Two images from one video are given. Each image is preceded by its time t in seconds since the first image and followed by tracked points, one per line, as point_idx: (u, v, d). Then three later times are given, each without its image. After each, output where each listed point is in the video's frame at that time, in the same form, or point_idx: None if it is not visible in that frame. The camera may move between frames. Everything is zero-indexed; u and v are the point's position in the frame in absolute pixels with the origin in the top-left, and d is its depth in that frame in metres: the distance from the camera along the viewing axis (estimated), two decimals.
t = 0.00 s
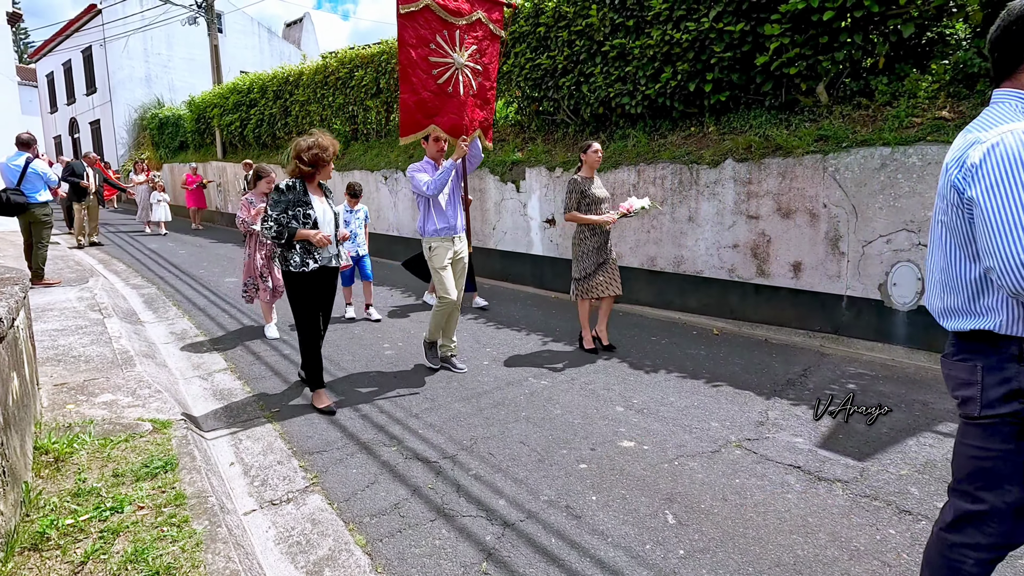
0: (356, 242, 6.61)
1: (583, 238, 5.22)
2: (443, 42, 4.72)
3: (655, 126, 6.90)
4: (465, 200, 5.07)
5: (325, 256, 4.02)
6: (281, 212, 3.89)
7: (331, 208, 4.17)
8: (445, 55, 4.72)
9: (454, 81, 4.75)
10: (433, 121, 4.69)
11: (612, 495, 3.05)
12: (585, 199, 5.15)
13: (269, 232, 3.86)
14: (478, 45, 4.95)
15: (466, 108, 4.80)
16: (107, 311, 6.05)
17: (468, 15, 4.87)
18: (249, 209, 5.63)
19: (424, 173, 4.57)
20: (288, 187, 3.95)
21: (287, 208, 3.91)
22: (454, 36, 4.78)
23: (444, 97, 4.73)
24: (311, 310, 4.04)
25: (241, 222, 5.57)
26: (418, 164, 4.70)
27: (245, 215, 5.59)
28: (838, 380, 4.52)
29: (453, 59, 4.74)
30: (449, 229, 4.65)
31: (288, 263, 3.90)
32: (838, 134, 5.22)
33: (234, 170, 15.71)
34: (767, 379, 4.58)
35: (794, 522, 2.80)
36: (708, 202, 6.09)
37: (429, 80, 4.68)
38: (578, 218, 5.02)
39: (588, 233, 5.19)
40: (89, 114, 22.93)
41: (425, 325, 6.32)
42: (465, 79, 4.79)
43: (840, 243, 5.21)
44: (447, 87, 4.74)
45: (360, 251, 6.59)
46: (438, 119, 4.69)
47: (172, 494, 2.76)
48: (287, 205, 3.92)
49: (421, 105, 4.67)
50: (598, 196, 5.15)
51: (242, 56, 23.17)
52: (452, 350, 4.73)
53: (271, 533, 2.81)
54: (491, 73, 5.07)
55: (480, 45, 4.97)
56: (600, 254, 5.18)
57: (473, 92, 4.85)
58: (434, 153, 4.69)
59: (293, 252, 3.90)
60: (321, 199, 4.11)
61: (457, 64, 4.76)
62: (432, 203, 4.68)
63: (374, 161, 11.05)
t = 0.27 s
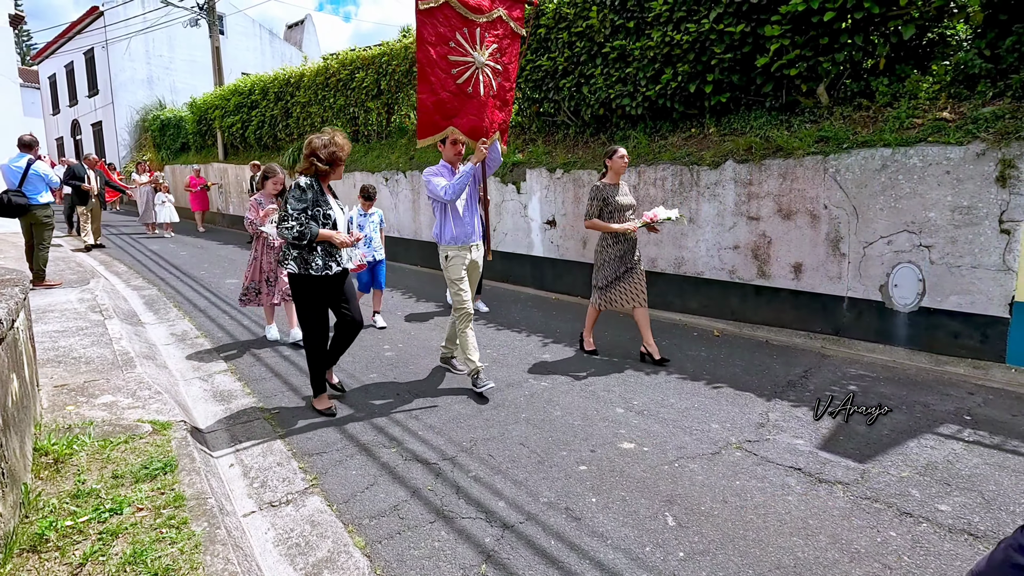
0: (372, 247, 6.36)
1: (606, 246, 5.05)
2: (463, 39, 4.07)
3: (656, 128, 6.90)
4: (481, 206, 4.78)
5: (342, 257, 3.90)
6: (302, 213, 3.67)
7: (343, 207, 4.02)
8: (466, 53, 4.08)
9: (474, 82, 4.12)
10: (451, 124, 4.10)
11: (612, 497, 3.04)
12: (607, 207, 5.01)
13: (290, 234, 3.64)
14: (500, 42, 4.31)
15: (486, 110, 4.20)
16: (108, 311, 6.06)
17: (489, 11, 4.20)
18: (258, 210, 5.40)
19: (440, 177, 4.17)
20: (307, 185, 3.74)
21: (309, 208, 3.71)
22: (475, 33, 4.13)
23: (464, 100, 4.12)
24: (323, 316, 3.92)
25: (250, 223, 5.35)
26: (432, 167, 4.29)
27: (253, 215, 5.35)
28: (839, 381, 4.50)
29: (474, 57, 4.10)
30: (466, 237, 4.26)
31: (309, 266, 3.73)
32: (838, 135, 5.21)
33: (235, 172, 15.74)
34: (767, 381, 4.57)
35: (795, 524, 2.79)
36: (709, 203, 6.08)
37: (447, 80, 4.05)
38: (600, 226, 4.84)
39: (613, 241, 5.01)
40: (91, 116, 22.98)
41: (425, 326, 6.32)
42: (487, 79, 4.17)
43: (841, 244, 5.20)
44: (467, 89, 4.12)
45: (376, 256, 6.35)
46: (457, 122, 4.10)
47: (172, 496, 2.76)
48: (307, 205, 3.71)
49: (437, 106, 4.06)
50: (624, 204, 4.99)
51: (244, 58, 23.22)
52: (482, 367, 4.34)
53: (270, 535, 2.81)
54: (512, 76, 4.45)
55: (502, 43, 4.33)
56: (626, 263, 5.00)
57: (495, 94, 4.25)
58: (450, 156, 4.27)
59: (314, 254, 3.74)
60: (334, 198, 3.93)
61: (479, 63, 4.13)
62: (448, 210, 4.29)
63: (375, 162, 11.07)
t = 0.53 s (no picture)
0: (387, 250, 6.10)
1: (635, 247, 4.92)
2: (486, 34, 4.06)
3: (658, 129, 6.90)
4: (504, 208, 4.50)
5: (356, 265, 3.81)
6: (312, 219, 3.63)
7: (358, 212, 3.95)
8: (488, 48, 4.06)
9: (498, 78, 4.09)
10: (473, 122, 4.04)
11: (614, 499, 3.04)
12: (635, 206, 4.89)
13: (299, 241, 3.61)
14: (524, 37, 4.28)
15: (511, 107, 4.16)
16: (111, 313, 6.07)
17: (513, 5, 4.19)
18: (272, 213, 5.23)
19: (460, 178, 3.98)
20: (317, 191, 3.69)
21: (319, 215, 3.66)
22: (497, 28, 4.11)
23: (487, 96, 4.08)
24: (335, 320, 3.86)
25: (263, 228, 5.17)
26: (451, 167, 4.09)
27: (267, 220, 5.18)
28: (841, 383, 4.49)
29: (496, 53, 4.08)
30: (488, 241, 4.08)
31: (321, 273, 3.69)
32: (840, 136, 5.21)
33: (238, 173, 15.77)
34: (769, 382, 4.56)
35: (797, 526, 2.78)
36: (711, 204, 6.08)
37: (469, 76, 4.02)
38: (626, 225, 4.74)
39: (641, 242, 4.88)
40: (94, 117, 23.05)
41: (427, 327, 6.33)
42: (510, 75, 4.14)
43: (843, 245, 5.19)
44: (489, 85, 4.09)
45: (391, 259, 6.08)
46: (479, 120, 4.05)
47: (175, 497, 2.77)
48: (317, 211, 3.67)
49: (459, 104, 4.02)
50: (651, 204, 4.85)
51: (246, 60, 23.28)
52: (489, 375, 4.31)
53: (273, 536, 2.81)
54: (536, 71, 4.42)
55: (525, 38, 4.31)
56: (653, 266, 4.83)
57: (518, 90, 4.20)
58: (470, 155, 4.08)
59: (325, 262, 3.69)
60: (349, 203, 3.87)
61: (501, 58, 4.11)
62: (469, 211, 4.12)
63: (377, 164, 11.09)
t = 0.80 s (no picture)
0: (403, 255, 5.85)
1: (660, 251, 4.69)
2: (514, 28, 3.90)
3: (660, 130, 6.90)
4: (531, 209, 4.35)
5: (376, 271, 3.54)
6: (325, 224, 3.45)
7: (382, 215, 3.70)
8: (517, 42, 3.89)
9: (526, 74, 3.92)
10: (501, 120, 3.88)
11: (618, 500, 3.04)
12: (664, 208, 4.68)
13: (314, 247, 3.45)
14: (553, 32, 4.12)
15: (539, 105, 3.98)
16: (116, 314, 6.09)
17: None
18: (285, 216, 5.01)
19: (484, 179, 3.85)
20: (332, 193, 3.50)
21: (332, 218, 3.46)
22: (526, 21, 3.95)
23: (514, 93, 3.90)
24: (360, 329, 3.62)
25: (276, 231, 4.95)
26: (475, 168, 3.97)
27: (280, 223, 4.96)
28: (845, 384, 4.49)
29: (525, 48, 3.91)
30: (510, 246, 3.92)
31: (338, 280, 3.48)
32: (844, 137, 5.20)
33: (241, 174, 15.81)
34: (773, 384, 4.56)
35: (802, 528, 2.78)
36: (714, 205, 6.08)
37: (496, 71, 3.86)
38: (655, 227, 4.55)
39: (668, 244, 4.64)
40: (98, 119, 23.13)
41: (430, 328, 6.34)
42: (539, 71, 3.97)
43: (847, 246, 5.18)
44: (518, 81, 3.91)
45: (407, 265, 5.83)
46: (507, 119, 3.88)
47: (179, 498, 2.78)
48: (331, 215, 3.47)
49: (486, 101, 3.85)
50: (681, 205, 4.65)
51: (249, 61, 23.33)
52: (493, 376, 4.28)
53: (277, 537, 2.82)
54: (564, 67, 4.24)
55: (554, 33, 4.15)
56: (679, 271, 4.62)
57: (546, 88, 4.03)
58: (495, 156, 3.94)
59: (341, 267, 3.47)
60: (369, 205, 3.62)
61: (530, 53, 3.94)
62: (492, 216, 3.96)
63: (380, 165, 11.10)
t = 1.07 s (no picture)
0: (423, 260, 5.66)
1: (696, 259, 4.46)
2: (549, 22, 3.58)
3: (663, 132, 6.90)
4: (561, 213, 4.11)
5: (391, 278, 3.31)
6: (337, 227, 3.25)
7: (401, 219, 3.47)
8: (552, 38, 3.56)
9: (561, 72, 3.60)
10: (534, 121, 3.57)
11: (622, 502, 3.04)
12: (700, 215, 4.42)
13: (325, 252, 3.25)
14: (590, 27, 3.80)
15: (576, 105, 3.66)
16: (119, 316, 6.11)
17: None
18: (297, 224, 4.83)
19: (516, 183, 3.63)
20: (346, 195, 3.30)
21: (345, 221, 3.26)
22: (561, 15, 3.63)
23: (549, 93, 3.59)
24: (379, 340, 3.33)
25: (287, 240, 4.78)
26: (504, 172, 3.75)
27: (291, 231, 4.78)
28: (848, 386, 4.48)
29: (560, 44, 3.59)
30: (545, 252, 3.71)
31: (349, 287, 3.25)
32: (846, 138, 5.19)
33: (243, 177, 15.84)
34: (776, 385, 4.55)
35: (806, 530, 2.78)
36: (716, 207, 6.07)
37: (529, 69, 3.55)
38: (689, 235, 4.30)
39: (704, 251, 4.42)
40: (101, 121, 23.21)
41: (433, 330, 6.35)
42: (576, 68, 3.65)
43: (849, 247, 5.18)
44: (553, 80, 3.59)
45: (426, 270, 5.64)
46: (540, 119, 3.58)
47: (183, 500, 2.78)
48: (344, 217, 3.27)
49: (518, 101, 3.56)
50: (716, 212, 4.41)
51: (252, 64, 23.38)
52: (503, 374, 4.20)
53: (281, 539, 2.82)
54: (600, 64, 3.93)
55: (591, 27, 3.81)
56: (715, 280, 4.40)
57: (582, 86, 3.71)
58: (525, 159, 3.72)
59: (354, 273, 3.25)
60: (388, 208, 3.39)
61: (566, 49, 3.61)
62: (524, 221, 3.74)
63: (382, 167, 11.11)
